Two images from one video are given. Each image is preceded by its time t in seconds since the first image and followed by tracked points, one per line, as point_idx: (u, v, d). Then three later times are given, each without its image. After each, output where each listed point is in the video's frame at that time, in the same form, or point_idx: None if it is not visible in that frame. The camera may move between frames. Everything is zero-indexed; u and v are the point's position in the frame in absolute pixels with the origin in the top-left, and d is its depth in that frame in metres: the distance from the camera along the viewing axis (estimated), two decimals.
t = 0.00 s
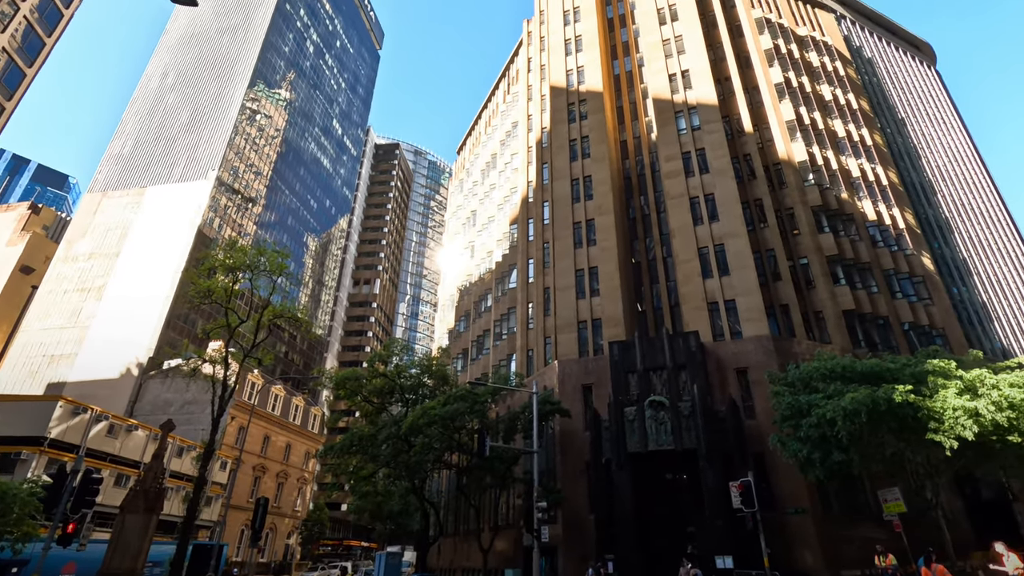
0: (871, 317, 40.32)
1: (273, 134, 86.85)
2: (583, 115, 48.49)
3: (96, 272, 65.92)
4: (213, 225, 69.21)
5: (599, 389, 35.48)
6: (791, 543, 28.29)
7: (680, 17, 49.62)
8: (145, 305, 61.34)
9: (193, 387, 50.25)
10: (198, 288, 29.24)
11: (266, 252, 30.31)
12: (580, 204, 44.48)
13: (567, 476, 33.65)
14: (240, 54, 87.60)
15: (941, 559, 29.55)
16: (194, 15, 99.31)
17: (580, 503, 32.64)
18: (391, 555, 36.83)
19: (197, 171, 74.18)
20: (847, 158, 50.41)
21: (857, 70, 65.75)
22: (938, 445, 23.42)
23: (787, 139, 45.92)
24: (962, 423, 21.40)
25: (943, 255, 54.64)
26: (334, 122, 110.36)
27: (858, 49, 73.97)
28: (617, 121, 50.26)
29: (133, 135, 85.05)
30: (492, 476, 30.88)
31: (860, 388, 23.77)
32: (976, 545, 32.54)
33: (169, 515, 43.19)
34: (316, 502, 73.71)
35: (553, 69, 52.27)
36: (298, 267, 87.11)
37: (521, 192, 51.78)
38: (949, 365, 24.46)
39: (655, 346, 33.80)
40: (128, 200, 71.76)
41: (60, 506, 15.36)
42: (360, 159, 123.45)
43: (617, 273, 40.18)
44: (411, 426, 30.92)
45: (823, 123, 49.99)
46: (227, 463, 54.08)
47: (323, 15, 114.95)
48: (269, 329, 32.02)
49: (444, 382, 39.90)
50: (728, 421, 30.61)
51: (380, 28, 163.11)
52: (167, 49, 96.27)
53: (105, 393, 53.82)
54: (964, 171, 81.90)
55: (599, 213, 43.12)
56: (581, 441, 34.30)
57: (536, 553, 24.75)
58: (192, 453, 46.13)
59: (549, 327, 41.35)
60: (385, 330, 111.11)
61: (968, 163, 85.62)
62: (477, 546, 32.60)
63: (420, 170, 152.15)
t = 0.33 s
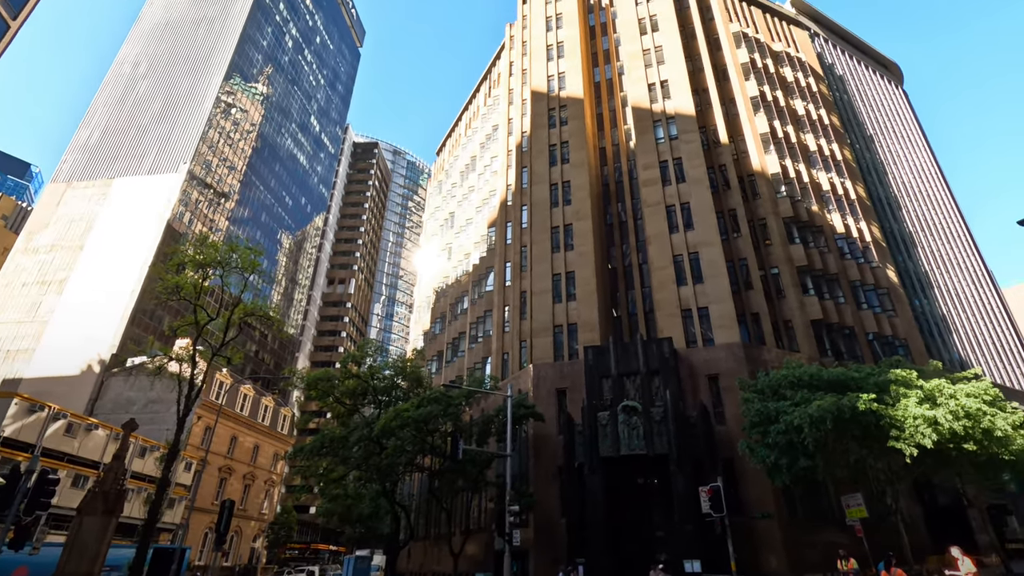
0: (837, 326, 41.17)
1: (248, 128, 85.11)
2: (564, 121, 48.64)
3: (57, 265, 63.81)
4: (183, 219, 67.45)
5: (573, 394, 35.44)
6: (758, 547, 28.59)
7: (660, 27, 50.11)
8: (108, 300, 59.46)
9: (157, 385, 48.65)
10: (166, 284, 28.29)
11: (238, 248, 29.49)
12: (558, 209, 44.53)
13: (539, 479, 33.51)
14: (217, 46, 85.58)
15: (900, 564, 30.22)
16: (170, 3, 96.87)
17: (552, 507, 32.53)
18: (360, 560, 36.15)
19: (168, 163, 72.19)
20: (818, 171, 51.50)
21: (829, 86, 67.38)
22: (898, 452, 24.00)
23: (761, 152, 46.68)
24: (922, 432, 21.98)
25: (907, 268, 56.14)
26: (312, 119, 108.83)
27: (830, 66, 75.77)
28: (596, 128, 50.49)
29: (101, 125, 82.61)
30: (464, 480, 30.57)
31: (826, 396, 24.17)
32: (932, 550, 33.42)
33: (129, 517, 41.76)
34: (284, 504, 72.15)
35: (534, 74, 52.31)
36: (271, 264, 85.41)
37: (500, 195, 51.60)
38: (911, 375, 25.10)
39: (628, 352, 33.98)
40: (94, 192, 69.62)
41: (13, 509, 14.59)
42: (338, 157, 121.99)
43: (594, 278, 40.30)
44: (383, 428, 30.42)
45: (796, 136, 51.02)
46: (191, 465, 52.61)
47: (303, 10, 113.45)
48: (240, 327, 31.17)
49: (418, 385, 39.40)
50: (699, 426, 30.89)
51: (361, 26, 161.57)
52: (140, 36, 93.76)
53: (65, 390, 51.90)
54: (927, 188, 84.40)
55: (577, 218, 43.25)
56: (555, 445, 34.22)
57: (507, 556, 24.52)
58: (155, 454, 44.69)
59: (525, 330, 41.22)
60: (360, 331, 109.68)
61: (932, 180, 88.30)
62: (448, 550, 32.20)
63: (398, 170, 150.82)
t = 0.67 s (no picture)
0: (813, 332, 41.73)
1: (229, 122, 83.58)
2: (549, 123, 48.65)
3: (28, 257, 62.21)
4: (159, 213, 65.96)
5: (554, 395, 35.40)
6: (733, 548, 28.84)
7: (645, 33, 50.35)
8: (79, 294, 57.88)
9: (130, 382, 47.34)
10: (141, 279, 27.53)
11: (216, 244, 28.82)
12: (542, 211, 44.52)
13: (518, 480, 33.39)
14: (197, 37, 83.89)
15: (870, 565, 30.76)
16: None
17: (531, 508, 32.41)
18: (336, 560, 35.56)
19: (145, 156, 70.75)
20: (797, 179, 52.25)
21: (808, 96, 68.48)
22: (870, 455, 24.39)
23: (742, 158, 47.17)
24: (892, 435, 22.36)
25: (880, 275, 57.19)
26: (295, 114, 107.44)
27: (810, 77, 77.00)
28: (581, 131, 50.53)
29: (76, 114, 80.91)
30: (443, 480, 30.30)
31: (802, 400, 24.43)
32: (901, 551, 34.06)
33: (97, 517, 40.63)
34: (259, 505, 70.97)
35: (520, 75, 52.23)
36: (249, 260, 84.03)
37: (484, 196, 51.38)
38: (883, 380, 25.65)
39: (609, 354, 34.03)
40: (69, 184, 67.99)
41: None
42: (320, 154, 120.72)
43: (576, 280, 40.33)
44: (362, 428, 30.05)
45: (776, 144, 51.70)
46: (164, 464, 51.44)
47: (288, 4, 112.08)
48: (216, 324, 30.43)
49: (398, 384, 39.03)
50: (677, 428, 31.04)
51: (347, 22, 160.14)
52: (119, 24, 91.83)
53: (34, 386, 50.39)
54: (901, 198, 86.08)
55: (560, 220, 43.30)
56: (534, 446, 34.13)
57: (485, 558, 24.32)
58: (126, 452, 43.55)
59: (507, 331, 41.07)
60: (340, 329, 108.46)
61: (907, 191, 90.18)
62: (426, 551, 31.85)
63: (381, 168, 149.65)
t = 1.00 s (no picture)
0: (792, 334, 42.24)
1: (211, 114, 82.01)
2: (535, 122, 48.56)
3: None
4: (136, 205, 64.39)
5: (535, 394, 35.38)
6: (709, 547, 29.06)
7: (632, 34, 50.49)
8: (51, 286, 56.38)
9: (104, 376, 46.24)
10: (116, 271, 26.82)
11: (195, 237, 28.17)
12: (526, 210, 44.46)
13: (499, 479, 33.28)
14: (179, 27, 82.10)
15: (843, 564, 31.24)
16: None
17: (510, 507, 32.31)
18: (313, 559, 35.04)
19: (123, 146, 69.20)
20: (778, 184, 52.86)
21: (790, 102, 69.31)
22: (845, 456, 24.78)
23: (725, 162, 47.55)
24: (866, 436, 22.69)
25: (858, 279, 58.09)
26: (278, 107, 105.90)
27: (793, 83, 77.96)
28: (567, 130, 50.50)
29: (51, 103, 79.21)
30: (423, 478, 30.06)
31: (779, 401, 24.68)
32: (873, 550, 34.62)
33: (66, 515, 39.57)
34: (236, 503, 69.84)
35: (507, 74, 52.03)
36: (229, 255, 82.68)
37: (469, 193, 51.11)
38: (858, 382, 26.01)
39: (591, 353, 34.10)
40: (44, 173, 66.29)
41: None
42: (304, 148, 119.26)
43: (560, 280, 40.31)
44: (341, 426, 29.71)
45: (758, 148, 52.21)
46: (138, 460, 50.35)
47: None
48: (195, 318, 29.76)
49: (380, 381, 38.65)
50: (657, 428, 31.16)
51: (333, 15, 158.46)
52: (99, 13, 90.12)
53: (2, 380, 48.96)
54: (879, 204, 87.56)
55: (544, 220, 43.26)
56: (515, 445, 34.05)
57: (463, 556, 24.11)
58: (98, 449, 42.53)
59: (490, 329, 40.92)
60: (321, 326, 107.19)
61: (884, 198, 91.76)
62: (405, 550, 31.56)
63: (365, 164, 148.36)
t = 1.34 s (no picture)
0: (774, 332, 42.65)
1: (195, 103, 80.58)
2: (524, 118, 48.36)
3: None
4: (119, 195, 62.62)
5: (521, 390, 35.37)
6: (691, 542, 29.30)
7: (622, 32, 50.44)
8: (27, 276, 55.19)
9: (82, 368, 45.46)
10: (96, 262, 26.24)
11: (177, 229, 27.62)
12: (514, 205, 44.35)
13: (483, 474, 33.27)
14: (162, 14, 80.68)
15: (821, 559, 31.73)
16: None
17: (494, 502, 32.29)
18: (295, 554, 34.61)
19: (104, 135, 67.84)
20: (763, 184, 53.28)
21: (777, 103, 69.79)
22: (824, 453, 25.08)
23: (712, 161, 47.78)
24: (845, 434, 22.96)
25: (839, 280, 58.83)
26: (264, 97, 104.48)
27: (779, 84, 78.48)
28: (556, 127, 50.40)
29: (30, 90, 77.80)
30: (407, 473, 29.91)
31: (761, 399, 24.89)
32: (850, 546, 35.21)
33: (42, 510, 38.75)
34: (217, 498, 69.15)
35: (496, 69, 51.74)
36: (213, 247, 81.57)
37: (456, 188, 50.88)
38: (837, 380, 26.29)
39: (577, 350, 34.18)
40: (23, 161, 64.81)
41: None
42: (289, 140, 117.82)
43: (546, 276, 40.26)
44: (325, 421, 29.47)
45: (745, 149, 52.56)
46: (117, 454, 49.56)
47: None
48: (177, 311, 29.22)
49: (365, 376, 38.34)
50: (641, 425, 31.29)
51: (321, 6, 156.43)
52: None
53: None
54: (861, 206, 88.65)
55: (532, 216, 43.15)
56: (500, 440, 34.04)
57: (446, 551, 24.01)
58: (76, 443, 41.74)
59: (476, 325, 40.82)
60: (306, 320, 106.25)
61: (867, 199, 92.91)
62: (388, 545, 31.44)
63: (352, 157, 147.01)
